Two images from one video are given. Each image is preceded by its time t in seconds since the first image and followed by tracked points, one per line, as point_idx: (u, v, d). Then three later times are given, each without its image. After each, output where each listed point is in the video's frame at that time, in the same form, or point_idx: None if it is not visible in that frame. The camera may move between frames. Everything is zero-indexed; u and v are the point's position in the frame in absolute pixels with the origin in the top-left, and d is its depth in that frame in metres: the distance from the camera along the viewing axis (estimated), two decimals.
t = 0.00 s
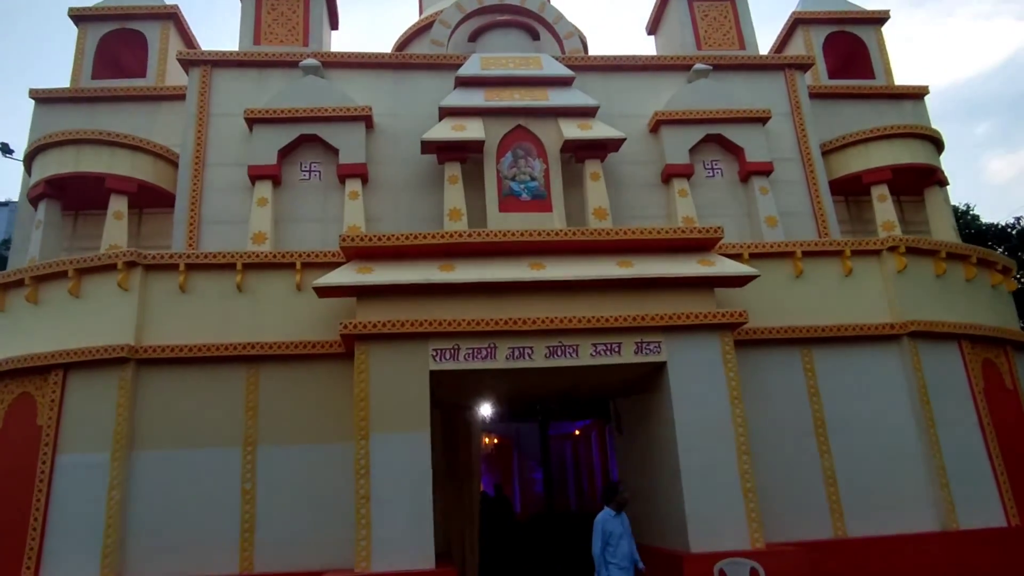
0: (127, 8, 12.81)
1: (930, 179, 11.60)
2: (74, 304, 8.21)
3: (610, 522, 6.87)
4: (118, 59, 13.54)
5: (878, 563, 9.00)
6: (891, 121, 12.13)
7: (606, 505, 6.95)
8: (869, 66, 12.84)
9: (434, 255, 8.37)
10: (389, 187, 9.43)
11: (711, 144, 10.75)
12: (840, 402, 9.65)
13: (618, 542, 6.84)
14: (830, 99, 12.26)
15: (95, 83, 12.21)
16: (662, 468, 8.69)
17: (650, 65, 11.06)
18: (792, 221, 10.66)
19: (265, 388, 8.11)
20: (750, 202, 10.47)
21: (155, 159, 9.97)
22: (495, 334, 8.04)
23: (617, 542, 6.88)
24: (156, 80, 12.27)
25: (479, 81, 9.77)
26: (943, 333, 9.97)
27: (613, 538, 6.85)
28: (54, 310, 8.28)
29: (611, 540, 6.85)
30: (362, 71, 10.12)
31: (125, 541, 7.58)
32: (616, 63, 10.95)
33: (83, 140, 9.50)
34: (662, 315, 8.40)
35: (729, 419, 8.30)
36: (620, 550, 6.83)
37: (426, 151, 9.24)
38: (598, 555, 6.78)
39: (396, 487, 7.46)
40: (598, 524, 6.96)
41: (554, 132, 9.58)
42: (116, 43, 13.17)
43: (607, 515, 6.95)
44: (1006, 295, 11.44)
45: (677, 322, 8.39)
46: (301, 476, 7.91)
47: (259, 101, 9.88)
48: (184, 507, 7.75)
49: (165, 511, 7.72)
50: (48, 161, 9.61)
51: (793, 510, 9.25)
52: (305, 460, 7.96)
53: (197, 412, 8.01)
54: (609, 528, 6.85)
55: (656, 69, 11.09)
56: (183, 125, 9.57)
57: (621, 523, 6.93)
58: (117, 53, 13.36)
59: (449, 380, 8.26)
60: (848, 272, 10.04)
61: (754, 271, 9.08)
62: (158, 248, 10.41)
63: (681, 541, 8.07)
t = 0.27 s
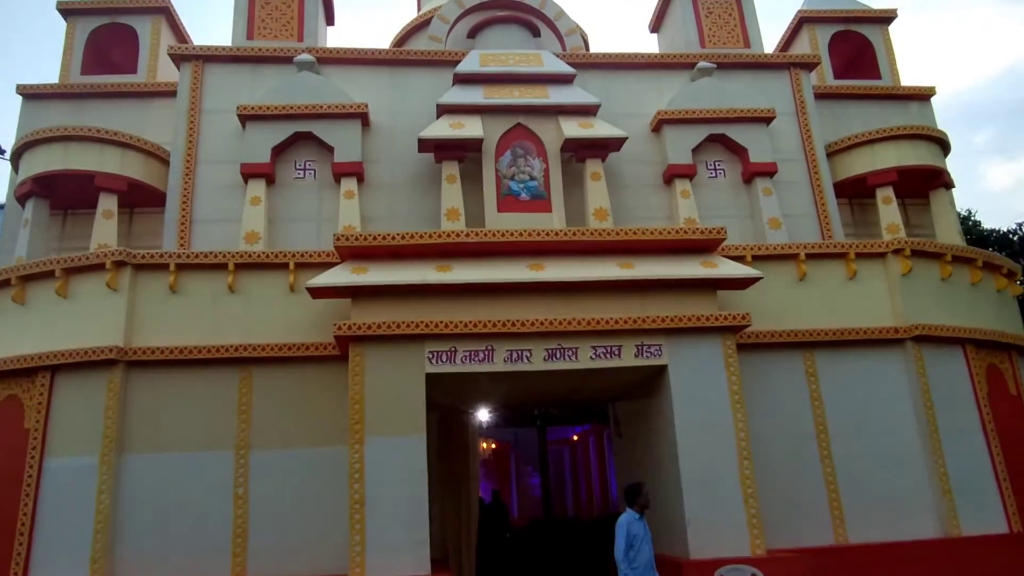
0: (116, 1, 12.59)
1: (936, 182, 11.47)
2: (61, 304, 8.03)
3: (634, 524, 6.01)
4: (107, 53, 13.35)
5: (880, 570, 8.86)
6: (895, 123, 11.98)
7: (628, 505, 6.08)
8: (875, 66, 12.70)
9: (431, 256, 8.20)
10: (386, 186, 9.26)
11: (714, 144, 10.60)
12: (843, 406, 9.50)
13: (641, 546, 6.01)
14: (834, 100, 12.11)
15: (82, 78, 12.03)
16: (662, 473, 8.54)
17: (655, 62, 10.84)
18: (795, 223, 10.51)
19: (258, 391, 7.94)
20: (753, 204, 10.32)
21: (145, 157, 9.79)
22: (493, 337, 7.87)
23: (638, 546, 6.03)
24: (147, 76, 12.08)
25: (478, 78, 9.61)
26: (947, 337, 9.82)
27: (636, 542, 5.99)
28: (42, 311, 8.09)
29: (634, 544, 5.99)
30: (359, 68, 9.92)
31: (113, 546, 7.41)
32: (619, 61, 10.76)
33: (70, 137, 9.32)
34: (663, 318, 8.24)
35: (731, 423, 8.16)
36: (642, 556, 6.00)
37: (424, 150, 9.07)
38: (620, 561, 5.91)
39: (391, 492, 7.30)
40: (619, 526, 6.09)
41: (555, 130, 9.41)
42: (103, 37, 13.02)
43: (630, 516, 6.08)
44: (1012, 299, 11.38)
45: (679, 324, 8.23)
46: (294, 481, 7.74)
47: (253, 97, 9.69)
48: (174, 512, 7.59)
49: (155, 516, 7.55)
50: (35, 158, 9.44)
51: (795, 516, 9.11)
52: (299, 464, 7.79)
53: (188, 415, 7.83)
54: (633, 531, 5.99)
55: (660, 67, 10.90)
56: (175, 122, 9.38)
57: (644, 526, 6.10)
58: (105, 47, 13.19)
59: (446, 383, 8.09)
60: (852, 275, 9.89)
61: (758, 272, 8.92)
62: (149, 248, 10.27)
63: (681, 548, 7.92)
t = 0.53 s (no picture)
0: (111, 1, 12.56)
1: (946, 182, 11.25)
2: (52, 307, 7.90)
3: (664, 533, 5.75)
4: (103, 54, 13.33)
5: None
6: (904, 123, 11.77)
7: (657, 513, 5.87)
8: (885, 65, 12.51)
9: (429, 256, 8.03)
10: (383, 186, 9.12)
11: (719, 145, 10.42)
12: (851, 411, 9.28)
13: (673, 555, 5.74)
14: (841, 99, 11.92)
15: (77, 79, 11.98)
16: (665, 478, 8.34)
17: (658, 60, 10.66)
18: (801, 224, 10.32)
19: (251, 394, 7.78)
20: (759, 205, 10.13)
21: (139, 158, 9.69)
22: (491, 339, 7.70)
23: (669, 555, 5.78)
24: (141, 77, 12.03)
25: (478, 77, 9.46)
26: (958, 340, 9.59)
27: (666, 551, 5.74)
28: (33, 313, 7.96)
29: (664, 554, 5.75)
30: (356, 66, 9.78)
31: (104, 553, 7.26)
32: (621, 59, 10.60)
33: (62, 138, 9.24)
34: (666, 320, 8.05)
35: (735, 427, 7.96)
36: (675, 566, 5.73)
37: (422, 149, 8.93)
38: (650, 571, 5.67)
39: (387, 497, 7.13)
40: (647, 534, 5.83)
41: (556, 130, 9.26)
42: (97, 34, 12.90)
43: (659, 523, 5.82)
44: None
45: (682, 326, 8.04)
46: (288, 486, 7.58)
47: (249, 96, 9.56)
48: (166, 518, 7.44)
49: (146, 522, 7.40)
50: (27, 159, 9.36)
51: (801, 522, 8.90)
52: (293, 469, 7.63)
53: (180, 419, 7.68)
54: (663, 540, 5.73)
55: (663, 66, 10.72)
56: (169, 122, 9.26)
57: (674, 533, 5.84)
58: (101, 47, 13.19)
59: (443, 387, 7.92)
60: (861, 276, 9.66)
61: (763, 273, 8.71)
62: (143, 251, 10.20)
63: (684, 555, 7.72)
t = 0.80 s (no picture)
0: None
1: (957, 183, 11.02)
2: (42, 308, 7.72)
3: (695, 535, 5.35)
4: (95, 51, 13.18)
5: None
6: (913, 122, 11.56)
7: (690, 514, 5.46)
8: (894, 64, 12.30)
9: (427, 256, 7.82)
10: (381, 185, 8.92)
11: (724, 143, 10.21)
12: (860, 415, 9.05)
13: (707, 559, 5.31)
14: (849, 98, 11.70)
15: (69, 77, 11.83)
16: (670, 484, 8.13)
17: (662, 57, 10.46)
18: (809, 225, 10.10)
19: (245, 397, 7.58)
20: (765, 205, 9.93)
21: (131, 156, 9.54)
22: (491, 341, 7.50)
23: (703, 559, 5.34)
24: (134, 74, 11.87)
25: (478, 73, 9.26)
26: (970, 343, 9.35)
27: (698, 555, 5.31)
28: (22, 314, 7.78)
29: (696, 557, 5.31)
30: (354, 62, 9.59)
31: (92, 560, 7.06)
32: (624, 56, 10.40)
33: (52, 136, 9.11)
34: (671, 321, 7.84)
35: (742, 432, 7.77)
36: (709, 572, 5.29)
37: (421, 147, 8.74)
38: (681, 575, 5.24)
39: (383, 504, 6.93)
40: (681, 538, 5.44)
41: (558, 127, 9.06)
42: (87, 31, 12.69)
43: (691, 525, 5.43)
44: None
45: (687, 328, 7.83)
46: (281, 492, 7.38)
47: (244, 93, 9.37)
48: (157, 524, 7.25)
49: (137, 528, 7.22)
50: (16, 157, 9.24)
51: (808, 529, 8.67)
52: (286, 475, 7.42)
53: (172, 423, 7.48)
54: (694, 542, 5.32)
55: (667, 63, 10.52)
56: (162, 119, 9.08)
57: (710, 536, 5.40)
58: (93, 43, 13.03)
59: (441, 390, 7.72)
60: (870, 278, 9.44)
61: (771, 274, 8.49)
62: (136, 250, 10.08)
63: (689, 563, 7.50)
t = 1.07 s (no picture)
0: None
1: (968, 182, 10.80)
2: (34, 311, 7.58)
3: (743, 546, 4.70)
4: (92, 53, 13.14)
5: None
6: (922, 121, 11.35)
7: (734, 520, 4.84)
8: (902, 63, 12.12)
9: (426, 257, 7.65)
10: (379, 186, 8.78)
11: (730, 143, 10.03)
12: (871, 419, 8.81)
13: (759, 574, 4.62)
14: (856, 96, 11.51)
15: (65, 78, 11.77)
16: (676, 489, 7.91)
17: (665, 56, 10.31)
18: (816, 225, 9.91)
19: (239, 402, 7.42)
20: (772, 205, 9.74)
21: (126, 158, 9.50)
22: (491, 342, 7.32)
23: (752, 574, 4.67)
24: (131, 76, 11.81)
25: (478, 72, 9.13)
26: (984, 345, 9.10)
27: (747, 568, 4.64)
28: (14, 317, 7.65)
29: (745, 571, 4.65)
30: (352, 63, 9.48)
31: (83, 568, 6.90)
32: (627, 55, 10.25)
33: (46, 138, 9.09)
34: (676, 322, 7.64)
35: (750, 436, 7.57)
36: None
37: (419, 147, 8.59)
38: None
39: (381, 510, 6.73)
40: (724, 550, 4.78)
41: (559, 127, 8.91)
42: (84, 33, 12.64)
43: (735, 535, 4.79)
44: None
45: (693, 329, 7.63)
46: (277, 498, 7.20)
47: (241, 94, 9.26)
48: (149, 531, 7.08)
49: (129, 536, 7.04)
50: (10, 159, 9.22)
51: (819, 536, 8.42)
52: (282, 481, 7.25)
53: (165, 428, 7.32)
54: (742, 553, 4.67)
55: (670, 62, 10.37)
56: (157, 121, 8.97)
57: (757, 548, 4.76)
58: (89, 44, 12.98)
59: (441, 394, 7.53)
60: (880, 278, 9.21)
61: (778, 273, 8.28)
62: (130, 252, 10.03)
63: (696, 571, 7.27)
